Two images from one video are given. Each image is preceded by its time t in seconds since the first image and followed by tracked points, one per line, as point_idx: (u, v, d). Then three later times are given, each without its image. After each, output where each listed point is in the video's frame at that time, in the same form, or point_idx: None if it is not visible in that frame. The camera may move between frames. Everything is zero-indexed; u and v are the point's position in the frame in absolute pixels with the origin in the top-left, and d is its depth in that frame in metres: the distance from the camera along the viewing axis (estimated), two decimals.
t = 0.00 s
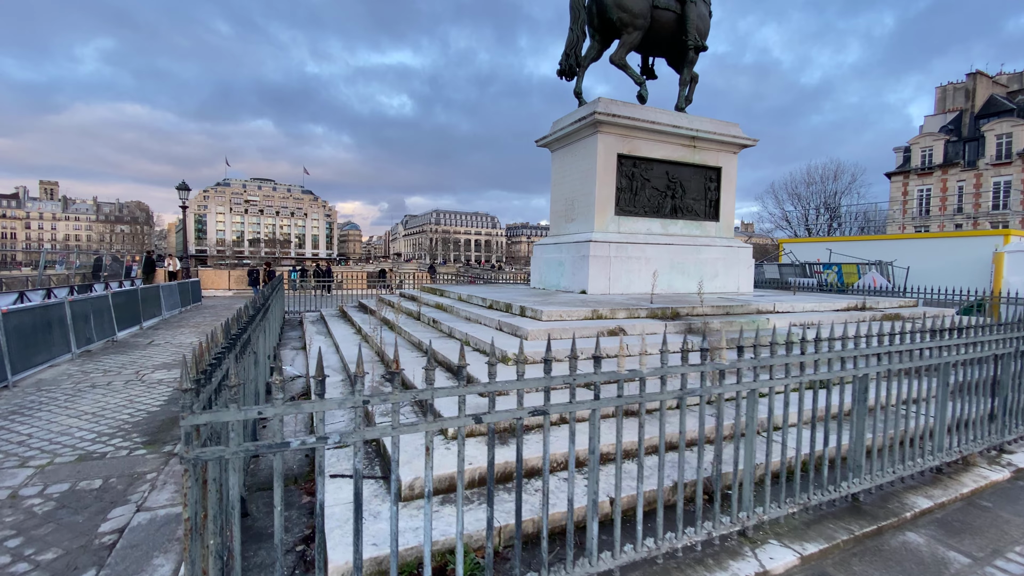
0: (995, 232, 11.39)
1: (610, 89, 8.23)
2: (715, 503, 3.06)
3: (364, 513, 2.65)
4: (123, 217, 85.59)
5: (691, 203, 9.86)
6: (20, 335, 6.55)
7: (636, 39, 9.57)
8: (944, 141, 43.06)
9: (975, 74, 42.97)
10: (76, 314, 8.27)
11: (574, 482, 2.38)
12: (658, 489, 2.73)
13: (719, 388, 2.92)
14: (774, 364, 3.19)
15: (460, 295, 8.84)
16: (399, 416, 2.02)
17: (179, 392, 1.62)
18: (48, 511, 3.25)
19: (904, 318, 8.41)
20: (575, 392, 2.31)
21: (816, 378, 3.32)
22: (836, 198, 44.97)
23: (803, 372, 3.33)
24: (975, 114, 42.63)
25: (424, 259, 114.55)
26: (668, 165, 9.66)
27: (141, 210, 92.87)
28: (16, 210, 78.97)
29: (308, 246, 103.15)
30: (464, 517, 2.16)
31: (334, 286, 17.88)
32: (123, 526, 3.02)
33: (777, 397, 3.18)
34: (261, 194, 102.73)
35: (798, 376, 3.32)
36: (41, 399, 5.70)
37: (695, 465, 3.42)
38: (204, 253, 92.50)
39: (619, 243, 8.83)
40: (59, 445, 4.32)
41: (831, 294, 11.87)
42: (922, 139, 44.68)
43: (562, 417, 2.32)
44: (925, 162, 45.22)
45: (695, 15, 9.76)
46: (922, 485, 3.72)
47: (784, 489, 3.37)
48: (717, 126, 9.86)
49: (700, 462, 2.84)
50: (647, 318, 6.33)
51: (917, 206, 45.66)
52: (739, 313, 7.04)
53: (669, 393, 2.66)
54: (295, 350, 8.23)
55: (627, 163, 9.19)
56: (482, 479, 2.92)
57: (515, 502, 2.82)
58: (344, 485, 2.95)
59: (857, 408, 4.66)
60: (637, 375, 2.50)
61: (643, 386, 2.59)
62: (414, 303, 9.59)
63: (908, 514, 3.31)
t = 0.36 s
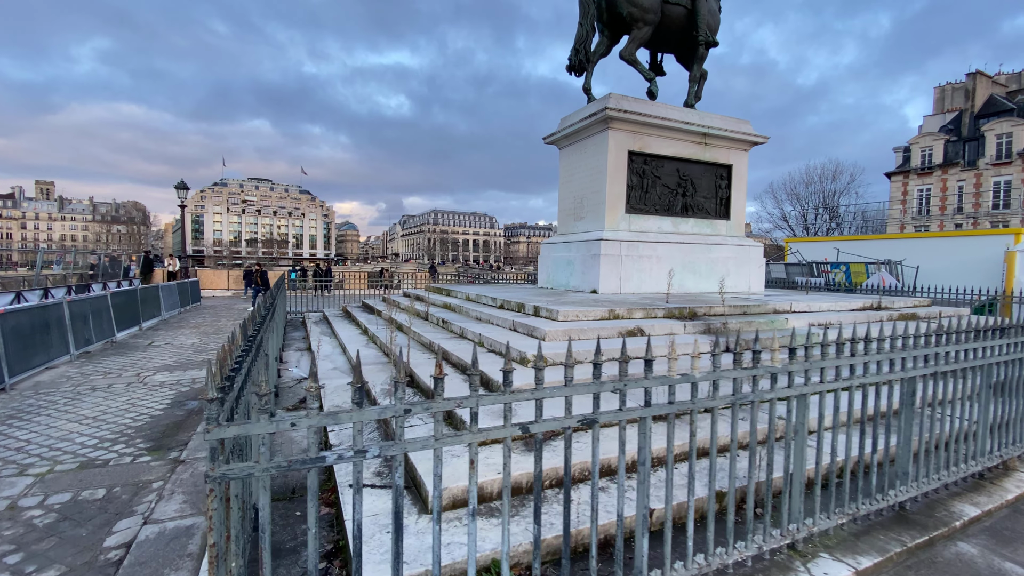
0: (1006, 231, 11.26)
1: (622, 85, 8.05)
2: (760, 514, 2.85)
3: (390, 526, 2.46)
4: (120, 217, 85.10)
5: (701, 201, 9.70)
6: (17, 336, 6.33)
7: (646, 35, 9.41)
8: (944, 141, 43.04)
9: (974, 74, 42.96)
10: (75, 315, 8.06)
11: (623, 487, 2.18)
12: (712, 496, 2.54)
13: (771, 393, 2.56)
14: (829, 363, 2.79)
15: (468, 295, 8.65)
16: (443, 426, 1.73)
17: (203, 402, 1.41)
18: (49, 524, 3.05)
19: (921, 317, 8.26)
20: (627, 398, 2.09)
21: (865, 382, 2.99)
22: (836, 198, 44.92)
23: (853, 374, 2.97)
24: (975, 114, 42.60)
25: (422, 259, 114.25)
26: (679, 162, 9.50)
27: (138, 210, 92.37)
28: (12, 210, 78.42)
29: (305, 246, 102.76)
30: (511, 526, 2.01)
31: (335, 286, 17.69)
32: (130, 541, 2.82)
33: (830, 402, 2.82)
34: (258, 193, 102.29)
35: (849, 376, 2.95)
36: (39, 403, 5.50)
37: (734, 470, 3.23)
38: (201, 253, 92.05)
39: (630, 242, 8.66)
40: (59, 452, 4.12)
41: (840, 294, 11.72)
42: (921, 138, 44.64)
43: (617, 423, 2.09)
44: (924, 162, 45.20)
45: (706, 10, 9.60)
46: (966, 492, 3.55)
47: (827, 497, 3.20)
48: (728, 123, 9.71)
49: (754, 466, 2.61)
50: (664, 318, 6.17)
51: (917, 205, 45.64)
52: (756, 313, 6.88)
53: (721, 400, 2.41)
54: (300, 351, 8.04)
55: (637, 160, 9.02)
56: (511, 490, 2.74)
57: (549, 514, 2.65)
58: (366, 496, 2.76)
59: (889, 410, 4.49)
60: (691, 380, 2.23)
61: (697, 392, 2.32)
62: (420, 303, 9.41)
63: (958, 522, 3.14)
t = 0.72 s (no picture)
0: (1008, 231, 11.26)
1: (630, 83, 7.90)
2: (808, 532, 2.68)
3: (416, 553, 2.26)
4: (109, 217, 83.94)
5: (707, 201, 9.58)
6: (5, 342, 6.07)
7: (652, 33, 9.26)
8: (936, 142, 43.36)
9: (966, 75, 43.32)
10: (66, 318, 7.78)
11: (675, 511, 1.99)
12: (763, 510, 2.32)
13: (825, 405, 2.37)
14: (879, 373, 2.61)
15: (472, 296, 8.47)
16: (491, 453, 1.52)
17: (229, 434, 1.22)
18: (43, 547, 2.84)
19: (930, 319, 8.19)
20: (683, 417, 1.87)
21: (913, 391, 2.80)
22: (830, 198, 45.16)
23: (900, 383, 2.78)
24: (967, 115, 42.90)
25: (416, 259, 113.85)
26: (685, 162, 9.37)
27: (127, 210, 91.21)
28: None
29: (298, 246, 102.04)
30: (557, 558, 1.81)
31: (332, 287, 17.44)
32: (131, 567, 2.62)
33: (881, 414, 2.62)
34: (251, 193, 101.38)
35: (898, 386, 2.77)
36: (30, 412, 5.25)
37: (771, 483, 3.07)
38: (193, 253, 91.09)
39: (638, 243, 8.51)
40: (52, 466, 3.89)
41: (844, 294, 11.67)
42: (914, 139, 44.94)
43: (670, 445, 1.87)
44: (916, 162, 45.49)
45: (712, 8, 9.46)
46: (1006, 502, 3.40)
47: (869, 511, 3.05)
48: (734, 122, 9.60)
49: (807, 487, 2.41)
50: (678, 322, 6.03)
51: (910, 206, 45.96)
52: (769, 315, 6.77)
53: (777, 414, 2.19)
54: (301, 355, 7.84)
55: (644, 159, 8.88)
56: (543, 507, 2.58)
57: (584, 536, 2.45)
58: (387, 516, 2.56)
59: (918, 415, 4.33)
60: (748, 394, 2.03)
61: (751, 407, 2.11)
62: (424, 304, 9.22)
63: (1003, 536, 3.00)
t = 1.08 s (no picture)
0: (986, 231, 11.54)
1: (625, 79, 7.78)
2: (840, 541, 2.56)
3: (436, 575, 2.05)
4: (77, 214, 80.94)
5: (699, 200, 9.54)
6: None
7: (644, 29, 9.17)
8: (908, 145, 44.60)
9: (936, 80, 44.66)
10: (33, 320, 7.32)
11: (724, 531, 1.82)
12: (806, 522, 2.18)
13: (869, 411, 2.23)
14: (922, 375, 2.44)
15: (464, 297, 8.26)
16: (539, 476, 1.33)
17: (245, 466, 1.01)
18: None
19: (919, 317, 8.29)
20: (736, 430, 1.71)
21: (949, 393, 2.67)
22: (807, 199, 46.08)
23: (937, 385, 2.65)
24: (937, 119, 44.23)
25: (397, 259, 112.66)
26: (678, 160, 9.30)
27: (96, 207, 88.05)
28: None
29: (276, 245, 99.99)
30: None
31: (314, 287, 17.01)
32: None
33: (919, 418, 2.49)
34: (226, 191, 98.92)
35: (935, 387, 2.60)
36: None
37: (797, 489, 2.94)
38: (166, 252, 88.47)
39: (632, 241, 8.41)
40: (19, 482, 3.57)
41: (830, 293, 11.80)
42: (887, 142, 46.16)
43: (721, 461, 1.70)
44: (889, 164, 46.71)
45: (704, 6, 9.42)
46: None
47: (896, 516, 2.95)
48: (726, 121, 9.57)
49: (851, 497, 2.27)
50: (679, 321, 5.92)
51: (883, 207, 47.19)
52: (766, 315, 6.72)
53: (825, 423, 2.04)
54: (286, 358, 7.53)
55: (637, 157, 8.78)
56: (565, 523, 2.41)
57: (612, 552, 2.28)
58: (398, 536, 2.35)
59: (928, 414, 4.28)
60: (799, 403, 1.88)
61: (800, 415, 1.95)
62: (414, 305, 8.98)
63: None
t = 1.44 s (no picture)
0: (956, 232, 11.88)
1: (615, 76, 7.66)
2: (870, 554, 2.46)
3: None
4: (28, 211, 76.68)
5: (685, 199, 9.52)
6: None
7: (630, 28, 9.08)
8: (871, 148, 46.23)
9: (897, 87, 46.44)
10: None
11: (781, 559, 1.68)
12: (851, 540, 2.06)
13: (913, 421, 2.12)
14: (957, 381, 2.35)
15: (450, 298, 8.01)
16: (608, 517, 1.15)
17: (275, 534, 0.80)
18: None
19: (899, 317, 8.44)
20: (799, 450, 1.56)
21: (978, 398, 2.60)
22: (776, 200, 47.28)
23: (967, 390, 2.57)
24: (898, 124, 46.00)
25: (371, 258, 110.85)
26: (664, 159, 9.25)
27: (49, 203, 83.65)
28: None
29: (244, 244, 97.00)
30: None
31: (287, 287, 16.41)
32: None
33: (952, 425, 2.41)
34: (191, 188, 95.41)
35: (965, 392, 2.52)
36: None
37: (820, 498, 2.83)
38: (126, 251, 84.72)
39: (620, 241, 8.31)
40: None
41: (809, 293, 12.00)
42: (851, 145, 47.76)
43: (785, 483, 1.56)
44: (853, 167, 48.33)
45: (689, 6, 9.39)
46: None
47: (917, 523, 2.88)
48: (711, 121, 9.58)
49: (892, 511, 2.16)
50: (674, 323, 5.84)
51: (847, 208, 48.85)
52: (758, 315, 6.70)
53: (876, 436, 1.91)
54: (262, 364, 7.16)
55: (625, 156, 8.69)
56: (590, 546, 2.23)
57: None
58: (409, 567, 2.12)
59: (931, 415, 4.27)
60: (855, 418, 1.74)
61: (854, 430, 1.82)
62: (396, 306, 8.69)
63: None
